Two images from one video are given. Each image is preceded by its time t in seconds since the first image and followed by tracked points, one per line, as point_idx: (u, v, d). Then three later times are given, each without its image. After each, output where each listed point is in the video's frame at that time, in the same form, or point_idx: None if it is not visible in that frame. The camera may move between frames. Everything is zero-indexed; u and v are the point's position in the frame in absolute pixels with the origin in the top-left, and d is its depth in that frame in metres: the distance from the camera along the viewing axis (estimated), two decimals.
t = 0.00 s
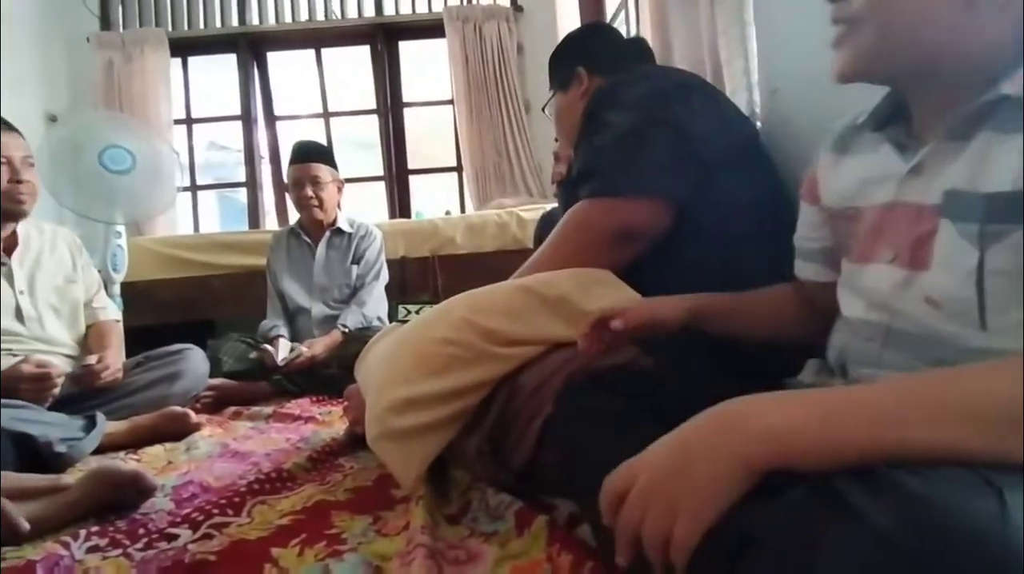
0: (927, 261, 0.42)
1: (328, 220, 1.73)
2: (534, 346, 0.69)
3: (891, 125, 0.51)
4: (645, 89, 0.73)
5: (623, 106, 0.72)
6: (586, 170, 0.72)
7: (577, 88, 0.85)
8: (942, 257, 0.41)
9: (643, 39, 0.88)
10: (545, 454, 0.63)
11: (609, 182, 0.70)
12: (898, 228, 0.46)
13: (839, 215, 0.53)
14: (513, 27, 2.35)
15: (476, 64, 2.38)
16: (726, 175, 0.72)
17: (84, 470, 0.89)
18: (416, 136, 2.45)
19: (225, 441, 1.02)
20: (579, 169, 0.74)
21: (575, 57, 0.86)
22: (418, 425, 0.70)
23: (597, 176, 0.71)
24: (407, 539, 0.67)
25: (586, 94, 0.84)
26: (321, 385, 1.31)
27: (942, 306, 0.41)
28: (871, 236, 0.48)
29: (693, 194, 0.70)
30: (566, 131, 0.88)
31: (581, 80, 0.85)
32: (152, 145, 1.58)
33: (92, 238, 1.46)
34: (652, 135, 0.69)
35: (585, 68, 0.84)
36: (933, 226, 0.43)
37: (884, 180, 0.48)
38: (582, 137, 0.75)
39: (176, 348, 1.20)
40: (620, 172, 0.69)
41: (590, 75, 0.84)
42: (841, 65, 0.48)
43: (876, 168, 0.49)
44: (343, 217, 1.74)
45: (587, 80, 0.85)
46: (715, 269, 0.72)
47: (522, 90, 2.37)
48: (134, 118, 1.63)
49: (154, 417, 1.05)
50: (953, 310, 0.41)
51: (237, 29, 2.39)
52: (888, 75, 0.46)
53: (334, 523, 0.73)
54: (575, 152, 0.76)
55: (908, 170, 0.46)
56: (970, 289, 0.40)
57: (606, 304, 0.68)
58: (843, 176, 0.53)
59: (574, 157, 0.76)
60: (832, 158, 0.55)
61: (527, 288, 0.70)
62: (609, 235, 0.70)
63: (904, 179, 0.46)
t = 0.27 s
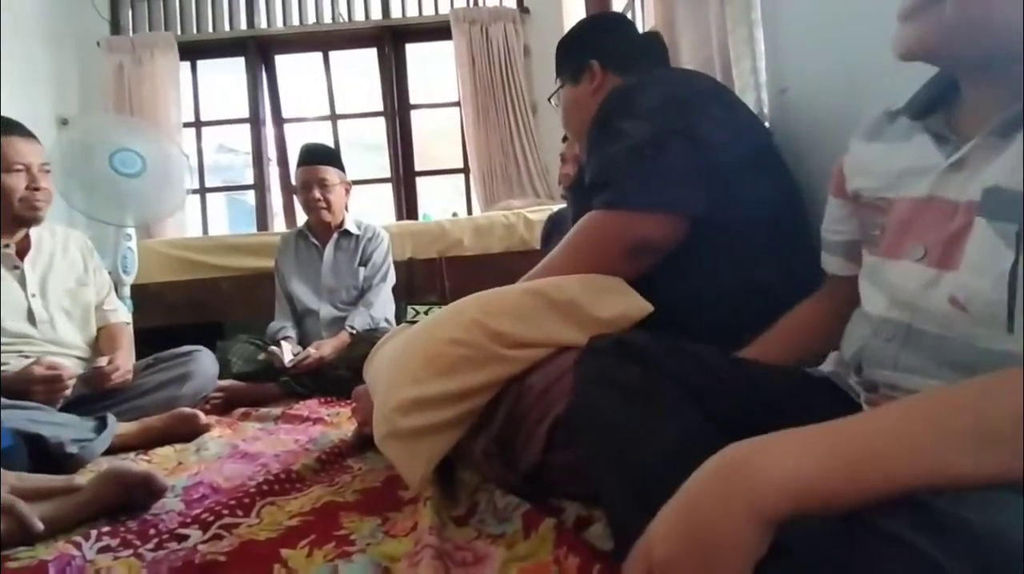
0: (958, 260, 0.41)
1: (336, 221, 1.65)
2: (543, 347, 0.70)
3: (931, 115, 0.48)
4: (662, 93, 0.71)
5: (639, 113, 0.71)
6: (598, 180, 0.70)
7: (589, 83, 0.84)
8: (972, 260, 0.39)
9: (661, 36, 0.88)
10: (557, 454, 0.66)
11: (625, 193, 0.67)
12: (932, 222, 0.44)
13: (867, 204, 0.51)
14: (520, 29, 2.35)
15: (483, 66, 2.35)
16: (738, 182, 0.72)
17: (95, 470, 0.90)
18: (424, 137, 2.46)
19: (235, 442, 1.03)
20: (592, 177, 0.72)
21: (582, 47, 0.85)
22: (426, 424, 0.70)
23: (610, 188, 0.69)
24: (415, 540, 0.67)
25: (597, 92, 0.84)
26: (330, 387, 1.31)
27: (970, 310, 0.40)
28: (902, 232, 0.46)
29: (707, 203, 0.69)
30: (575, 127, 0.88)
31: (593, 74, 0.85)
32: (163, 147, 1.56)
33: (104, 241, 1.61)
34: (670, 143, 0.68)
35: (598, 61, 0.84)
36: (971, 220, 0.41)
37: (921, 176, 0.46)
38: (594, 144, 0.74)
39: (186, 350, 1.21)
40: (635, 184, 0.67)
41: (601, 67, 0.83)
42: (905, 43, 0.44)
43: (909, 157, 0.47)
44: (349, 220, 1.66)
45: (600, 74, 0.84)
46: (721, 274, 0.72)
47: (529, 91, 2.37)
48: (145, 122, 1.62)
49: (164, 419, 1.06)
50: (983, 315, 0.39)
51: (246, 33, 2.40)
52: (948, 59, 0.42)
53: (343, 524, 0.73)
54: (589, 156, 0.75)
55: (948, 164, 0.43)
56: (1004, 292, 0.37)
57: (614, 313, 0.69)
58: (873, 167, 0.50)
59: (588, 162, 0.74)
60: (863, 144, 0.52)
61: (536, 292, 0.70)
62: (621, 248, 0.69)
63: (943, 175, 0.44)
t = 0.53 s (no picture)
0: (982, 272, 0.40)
1: (343, 222, 1.65)
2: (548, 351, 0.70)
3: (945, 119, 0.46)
4: (676, 95, 0.72)
5: (652, 115, 0.71)
6: (611, 183, 0.72)
7: (605, 72, 0.84)
8: (996, 269, 0.39)
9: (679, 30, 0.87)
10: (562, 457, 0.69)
11: (632, 200, 0.70)
12: (955, 233, 0.43)
13: (880, 211, 0.50)
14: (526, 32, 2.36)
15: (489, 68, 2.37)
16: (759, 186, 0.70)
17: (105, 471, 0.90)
18: (430, 139, 2.47)
19: (243, 443, 1.03)
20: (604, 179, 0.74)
21: (587, 41, 0.85)
22: (431, 428, 0.70)
23: (624, 189, 0.71)
24: (422, 541, 0.67)
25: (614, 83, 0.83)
26: (336, 388, 1.32)
27: (994, 322, 0.39)
28: (925, 240, 0.45)
29: (716, 205, 0.69)
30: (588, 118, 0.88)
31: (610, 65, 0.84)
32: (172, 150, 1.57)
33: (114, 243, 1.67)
34: (683, 145, 0.68)
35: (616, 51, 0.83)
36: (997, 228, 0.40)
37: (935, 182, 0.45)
38: (607, 144, 0.74)
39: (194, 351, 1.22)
40: (646, 185, 0.69)
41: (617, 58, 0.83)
42: (925, 46, 0.44)
43: (925, 166, 0.46)
44: (355, 222, 1.66)
45: (616, 66, 0.84)
46: (734, 278, 0.71)
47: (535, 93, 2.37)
48: (152, 125, 1.63)
49: (173, 420, 1.07)
50: (1006, 327, 0.38)
51: (254, 36, 2.42)
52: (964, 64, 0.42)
53: (350, 525, 0.73)
54: (601, 157, 0.76)
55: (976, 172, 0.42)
56: None
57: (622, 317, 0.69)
58: (883, 174, 0.50)
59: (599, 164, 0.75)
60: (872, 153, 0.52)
61: (540, 294, 0.70)
62: (627, 253, 0.71)
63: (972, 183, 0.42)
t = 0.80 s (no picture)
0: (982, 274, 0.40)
1: (351, 224, 1.66)
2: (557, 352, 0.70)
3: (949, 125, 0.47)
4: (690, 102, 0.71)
5: (667, 121, 0.70)
6: (621, 189, 0.70)
7: (625, 65, 0.80)
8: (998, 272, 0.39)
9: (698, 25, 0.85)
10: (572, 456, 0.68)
11: (645, 206, 0.68)
12: (957, 236, 0.43)
13: (886, 218, 0.50)
14: (533, 33, 2.36)
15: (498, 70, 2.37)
16: (766, 187, 0.71)
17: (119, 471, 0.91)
18: (438, 141, 2.47)
19: (254, 444, 1.04)
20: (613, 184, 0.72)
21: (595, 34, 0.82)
22: (441, 428, 0.70)
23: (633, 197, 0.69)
24: (433, 542, 0.68)
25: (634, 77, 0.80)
26: (346, 390, 1.33)
27: (998, 324, 0.39)
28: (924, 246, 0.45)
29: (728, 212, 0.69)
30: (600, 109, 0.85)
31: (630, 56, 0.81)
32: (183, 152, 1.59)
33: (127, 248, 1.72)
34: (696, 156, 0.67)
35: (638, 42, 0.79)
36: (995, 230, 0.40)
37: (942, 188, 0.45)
38: (618, 149, 0.72)
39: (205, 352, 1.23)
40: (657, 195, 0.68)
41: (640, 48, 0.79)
42: (921, 54, 0.44)
43: (929, 170, 0.45)
44: (366, 224, 1.67)
45: (638, 57, 0.80)
46: (744, 279, 0.71)
47: (543, 94, 2.37)
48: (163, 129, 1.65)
49: (185, 420, 1.08)
50: (1010, 328, 0.38)
51: (263, 40, 2.44)
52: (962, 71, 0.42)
53: (361, 525, 0.74)
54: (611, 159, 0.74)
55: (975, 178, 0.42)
56: None
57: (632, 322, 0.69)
58: (889, 180, 0.49)
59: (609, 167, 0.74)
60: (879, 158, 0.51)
61: (549, 296, 0.70)
62: (636, 259, 0.69)
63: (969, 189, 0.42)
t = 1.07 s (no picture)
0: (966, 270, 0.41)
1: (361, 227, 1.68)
2: (569, 353, 0.69)
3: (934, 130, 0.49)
4: (707, 106, 0.71)
5: (686, 125, 0.71)
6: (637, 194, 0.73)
7: (649, 59, 0.76)
8: (979, 268, 0.40)
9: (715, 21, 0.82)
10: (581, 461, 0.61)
11: (654, 213, 0.71)
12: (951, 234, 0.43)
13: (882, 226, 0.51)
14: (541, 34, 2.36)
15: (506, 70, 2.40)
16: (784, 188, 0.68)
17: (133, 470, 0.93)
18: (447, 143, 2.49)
19: (266, 444, 1.05)
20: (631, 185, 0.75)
21: (614, 23, 0.77)
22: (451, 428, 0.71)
23: (653, 202, 0.71)
24: (444, 541, 0.68)
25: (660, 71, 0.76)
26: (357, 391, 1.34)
27: (986, 317, 0.40)
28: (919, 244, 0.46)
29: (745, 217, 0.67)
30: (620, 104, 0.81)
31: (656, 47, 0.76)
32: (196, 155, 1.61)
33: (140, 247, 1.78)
34: (714, 162, 0.67)
35: (667, 36, 0.75)
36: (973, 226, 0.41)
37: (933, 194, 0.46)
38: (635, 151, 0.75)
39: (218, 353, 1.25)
40: (671, 199, 0.70)
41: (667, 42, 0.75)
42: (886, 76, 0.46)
43: (918, 177, 0.48)
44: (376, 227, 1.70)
45: (664, 50, 0.76)
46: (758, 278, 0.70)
47: (552, 94, 2.37)
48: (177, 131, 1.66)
49: (198, 421, 1.09)
50: (999, 322, 0.39)
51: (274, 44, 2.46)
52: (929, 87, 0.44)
53: (372, 525, 0.74)
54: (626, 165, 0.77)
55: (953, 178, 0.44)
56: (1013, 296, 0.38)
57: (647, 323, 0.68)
58: (887, 187, 0.51)
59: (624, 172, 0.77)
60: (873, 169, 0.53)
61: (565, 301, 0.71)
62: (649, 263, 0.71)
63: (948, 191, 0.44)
